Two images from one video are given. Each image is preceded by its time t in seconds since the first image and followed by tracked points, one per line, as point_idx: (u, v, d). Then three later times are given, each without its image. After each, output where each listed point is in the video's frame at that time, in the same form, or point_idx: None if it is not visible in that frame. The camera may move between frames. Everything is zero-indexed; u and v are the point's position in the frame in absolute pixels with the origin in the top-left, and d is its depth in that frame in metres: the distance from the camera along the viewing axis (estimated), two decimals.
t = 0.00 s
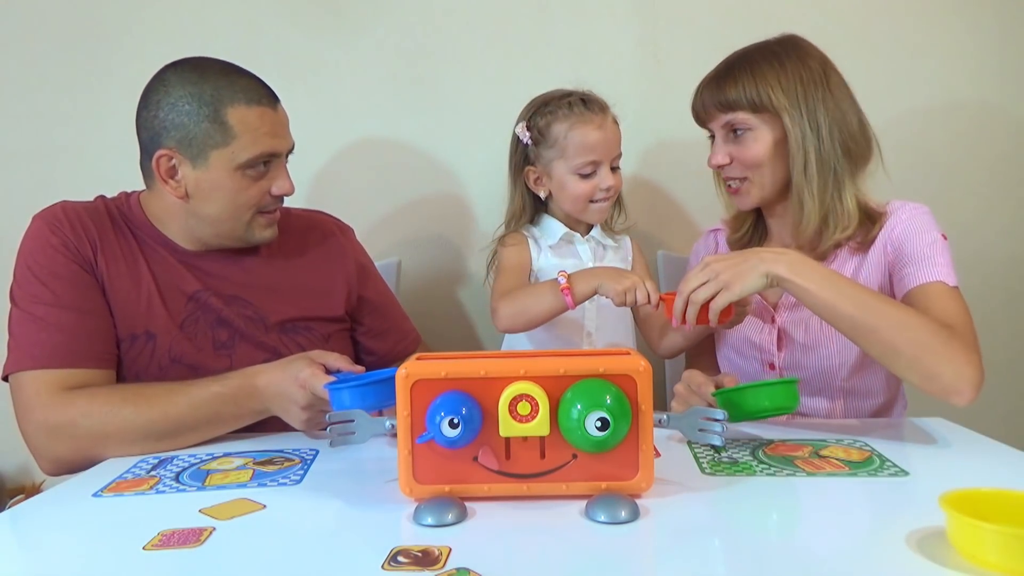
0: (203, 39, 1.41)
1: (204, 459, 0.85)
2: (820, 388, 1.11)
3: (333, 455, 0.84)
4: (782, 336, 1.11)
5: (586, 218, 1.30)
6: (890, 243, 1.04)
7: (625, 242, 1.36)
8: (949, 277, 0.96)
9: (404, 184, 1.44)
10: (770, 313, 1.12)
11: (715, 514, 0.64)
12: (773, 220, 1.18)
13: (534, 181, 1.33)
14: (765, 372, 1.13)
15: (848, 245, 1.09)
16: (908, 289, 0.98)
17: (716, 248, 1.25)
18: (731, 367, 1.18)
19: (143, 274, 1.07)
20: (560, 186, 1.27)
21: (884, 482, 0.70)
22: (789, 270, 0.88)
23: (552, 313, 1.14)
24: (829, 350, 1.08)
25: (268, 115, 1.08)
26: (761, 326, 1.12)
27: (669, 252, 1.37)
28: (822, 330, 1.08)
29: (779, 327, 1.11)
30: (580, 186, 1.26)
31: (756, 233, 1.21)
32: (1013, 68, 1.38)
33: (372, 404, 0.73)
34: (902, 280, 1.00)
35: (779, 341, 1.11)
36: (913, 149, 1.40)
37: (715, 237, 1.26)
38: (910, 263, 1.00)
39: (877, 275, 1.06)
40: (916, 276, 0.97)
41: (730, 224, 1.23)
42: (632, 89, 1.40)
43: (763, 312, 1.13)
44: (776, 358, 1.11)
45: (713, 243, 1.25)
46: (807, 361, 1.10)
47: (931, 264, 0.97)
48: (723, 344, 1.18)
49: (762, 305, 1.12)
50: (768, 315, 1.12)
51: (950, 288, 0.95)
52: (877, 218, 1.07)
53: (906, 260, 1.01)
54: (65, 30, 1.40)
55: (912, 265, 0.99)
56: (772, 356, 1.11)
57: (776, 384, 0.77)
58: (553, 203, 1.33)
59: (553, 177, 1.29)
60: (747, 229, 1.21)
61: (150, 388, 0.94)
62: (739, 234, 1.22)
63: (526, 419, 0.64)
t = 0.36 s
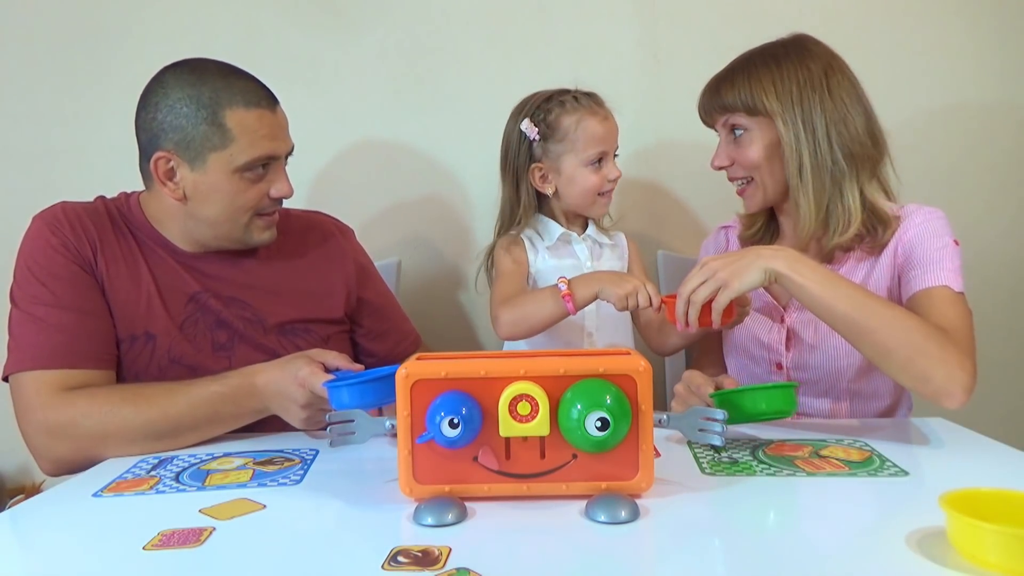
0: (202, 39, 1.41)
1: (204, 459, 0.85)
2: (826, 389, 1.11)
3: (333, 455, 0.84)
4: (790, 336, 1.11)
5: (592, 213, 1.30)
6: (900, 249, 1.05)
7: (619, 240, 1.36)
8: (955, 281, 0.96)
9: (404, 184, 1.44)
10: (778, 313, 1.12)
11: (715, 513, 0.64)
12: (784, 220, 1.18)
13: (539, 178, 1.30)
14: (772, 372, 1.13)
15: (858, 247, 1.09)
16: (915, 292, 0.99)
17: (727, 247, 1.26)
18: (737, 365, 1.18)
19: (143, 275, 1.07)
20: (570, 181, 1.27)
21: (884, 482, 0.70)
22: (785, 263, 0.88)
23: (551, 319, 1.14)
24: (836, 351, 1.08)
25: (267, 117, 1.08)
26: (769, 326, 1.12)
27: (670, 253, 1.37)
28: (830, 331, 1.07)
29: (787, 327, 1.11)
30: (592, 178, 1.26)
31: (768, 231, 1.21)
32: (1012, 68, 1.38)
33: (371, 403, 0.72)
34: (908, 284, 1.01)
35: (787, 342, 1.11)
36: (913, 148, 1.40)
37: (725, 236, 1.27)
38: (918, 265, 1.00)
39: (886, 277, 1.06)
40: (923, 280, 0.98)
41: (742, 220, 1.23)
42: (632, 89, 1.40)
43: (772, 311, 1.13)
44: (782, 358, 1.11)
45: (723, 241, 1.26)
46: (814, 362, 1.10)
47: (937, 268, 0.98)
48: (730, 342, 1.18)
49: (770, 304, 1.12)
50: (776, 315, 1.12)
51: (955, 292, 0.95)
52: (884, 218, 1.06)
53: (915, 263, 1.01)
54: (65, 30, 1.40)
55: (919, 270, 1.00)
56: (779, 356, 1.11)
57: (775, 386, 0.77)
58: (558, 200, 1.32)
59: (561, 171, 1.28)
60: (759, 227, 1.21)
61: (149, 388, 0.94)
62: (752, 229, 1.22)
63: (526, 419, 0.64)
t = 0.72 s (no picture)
0: (203, 39, 1.41)
1: (204, 459, 0.85)
2: (825, 389, 1.11)
3: (333, 454, 0.84)
4: (788, 336, 1.11)
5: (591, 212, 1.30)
6: (895, 248, 1.05)
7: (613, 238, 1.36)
8: (949, 278, 0.96)
9: (404, 183, 1.44)
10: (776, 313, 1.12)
11: (714, 513, 0.64)
12: (779, 217, 1.18)
13: (537, 179, 1.30)
14: (770, 372, 1.13)
15: (851, 246, 1.10)
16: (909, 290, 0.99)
17: (723, 247, 1.26)
18: (736, 365, 1.18)
19: (142, 275, 1.07)
20: (569, 179, 1.27)
21: (883, 482, 0.70)
22: (778, 267, 0.88)
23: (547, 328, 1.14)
24: (833, 351, 1.08)
25: (264, 119, 1.07)
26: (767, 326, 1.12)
27: (670, 253, 1.37)
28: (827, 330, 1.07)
29: (785, 327, 1.11)
30: (590, 177, 1.26)
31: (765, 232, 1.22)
32: (1013, 68, 1.38)
33: (370, 401, 0.72)
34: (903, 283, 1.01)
35: (785, 341, 1.11)
36: (913, 148, 1.40)
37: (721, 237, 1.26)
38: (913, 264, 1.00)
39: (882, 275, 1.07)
40: (917, 278, 0.98)
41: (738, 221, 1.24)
42: (632, 89, 1.40)
43: (769, 312, 1.13)
44: (781, 358, 1.11)
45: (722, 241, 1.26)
46: (813, 361, 1.10)
47: (931, 266, 0.98)
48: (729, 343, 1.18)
49: (767, 305, 1.13)
50: (773, 315, 1.12)
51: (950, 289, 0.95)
52: (875, 219, 1.06)
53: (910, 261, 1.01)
54: (66, 30, 1.40)
55: (913, 268, 1.00)
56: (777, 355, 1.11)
57: (774, 386, 0.78)
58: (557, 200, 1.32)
59: (560, 171, 1.28)
60: (755, 228, 1.21)
61: (149, 388, 0.94)
62: (748, 231, 1.22)
63: (526, 419, 0.64)
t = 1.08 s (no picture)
0: (203, 38, 1.41)
1: (204, 459, 0.85)
2: (823, 389, 1.11)
3: (333, 455, 0.84)
4: (783, 336, 1.11)
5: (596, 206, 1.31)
6: (887, 247, 1.05)
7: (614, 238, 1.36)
8: (935, 276, 0.96)
9: (404, 184, 1.44)
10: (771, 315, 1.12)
11: (713, 513, 0.64)
12: (775, 218, 1.19)
13: (548, 171, 1.30)
14: (767, 371, 1.13)
15: (846, 246, 1.10)
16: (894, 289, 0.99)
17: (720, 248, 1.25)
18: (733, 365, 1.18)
19: (141, 275, 1.07)
20: (580, 169, 1.28)
21: (883, 482, 0.70)
22: (753, 271, 0.87)
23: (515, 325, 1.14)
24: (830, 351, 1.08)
25: (261, 119, 1.07)
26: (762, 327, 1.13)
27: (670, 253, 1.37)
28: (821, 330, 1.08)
29: (780, 328, 1.11)
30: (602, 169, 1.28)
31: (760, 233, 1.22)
32: (1012, 68, 1.38)
33: (370, 401, 0.72)
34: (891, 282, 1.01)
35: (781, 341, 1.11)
36: (913, 148, 1.40)
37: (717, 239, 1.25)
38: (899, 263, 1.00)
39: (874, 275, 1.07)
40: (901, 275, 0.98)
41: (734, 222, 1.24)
42: (632, 89, 1.40)
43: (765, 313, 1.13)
44: (777, 357, 1.11)
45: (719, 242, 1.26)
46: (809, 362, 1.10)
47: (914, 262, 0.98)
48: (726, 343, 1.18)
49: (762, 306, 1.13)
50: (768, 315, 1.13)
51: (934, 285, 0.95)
52: (870, 219, 1.06)
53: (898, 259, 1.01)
54: (66, 31, 1.40)
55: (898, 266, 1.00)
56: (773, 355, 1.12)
57: (773, 386, 0.78)
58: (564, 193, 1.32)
59: (571, 162, 1.28)
60: (751, 229, 1.22)
61: (149, 388, 0.94)
62: (744, 233, 1.23)
63: (526, 419, 0.64)
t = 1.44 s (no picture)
0: (206, 39, 1.41)
1: (204, 459, 0.85)
2: (826, 391, 1.11)
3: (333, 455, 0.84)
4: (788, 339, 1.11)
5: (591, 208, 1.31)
6: (899, 249, 1.04)
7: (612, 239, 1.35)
8: (952, 280, 0.95)
9: (404, 184, 1.44)
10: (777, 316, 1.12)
11: (713, 513, 0.64)
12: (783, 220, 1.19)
13: (545, 165, 1.31)
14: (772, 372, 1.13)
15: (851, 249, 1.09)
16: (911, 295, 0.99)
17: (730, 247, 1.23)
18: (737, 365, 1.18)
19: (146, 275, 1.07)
20: (576, 168, 1.29)
21: (883, 482, 0.70)
22: (802, 243, 0.84)
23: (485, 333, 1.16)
24: (835, 355, 1.08)
25: (257, 115, 1.07)
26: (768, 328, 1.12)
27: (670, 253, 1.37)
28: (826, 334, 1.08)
29: (786, 330, 1.11)
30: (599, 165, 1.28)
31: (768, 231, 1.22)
32: (1012, 68, 1.38)
33: (369, 401, 0.72)
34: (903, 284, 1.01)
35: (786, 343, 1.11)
36: (913, 148, 1.40)
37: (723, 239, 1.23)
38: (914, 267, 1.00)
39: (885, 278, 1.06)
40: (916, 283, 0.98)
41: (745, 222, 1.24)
42: (631, 89, 1.40)
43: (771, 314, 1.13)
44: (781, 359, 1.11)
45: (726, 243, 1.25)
46: (814, 364, 1.09)
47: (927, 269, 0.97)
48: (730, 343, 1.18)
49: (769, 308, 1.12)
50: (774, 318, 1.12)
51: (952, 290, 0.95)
52: (876, 221, 1.05)
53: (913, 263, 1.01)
54: (65, 32, 1.40)
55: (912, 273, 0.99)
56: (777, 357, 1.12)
57: (771, 387, 0.78)
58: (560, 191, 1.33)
59: (568, 159, 1.29)
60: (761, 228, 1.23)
61: (150, 388, 0.94)
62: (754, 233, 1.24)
63: (526, 419, 0.64)
